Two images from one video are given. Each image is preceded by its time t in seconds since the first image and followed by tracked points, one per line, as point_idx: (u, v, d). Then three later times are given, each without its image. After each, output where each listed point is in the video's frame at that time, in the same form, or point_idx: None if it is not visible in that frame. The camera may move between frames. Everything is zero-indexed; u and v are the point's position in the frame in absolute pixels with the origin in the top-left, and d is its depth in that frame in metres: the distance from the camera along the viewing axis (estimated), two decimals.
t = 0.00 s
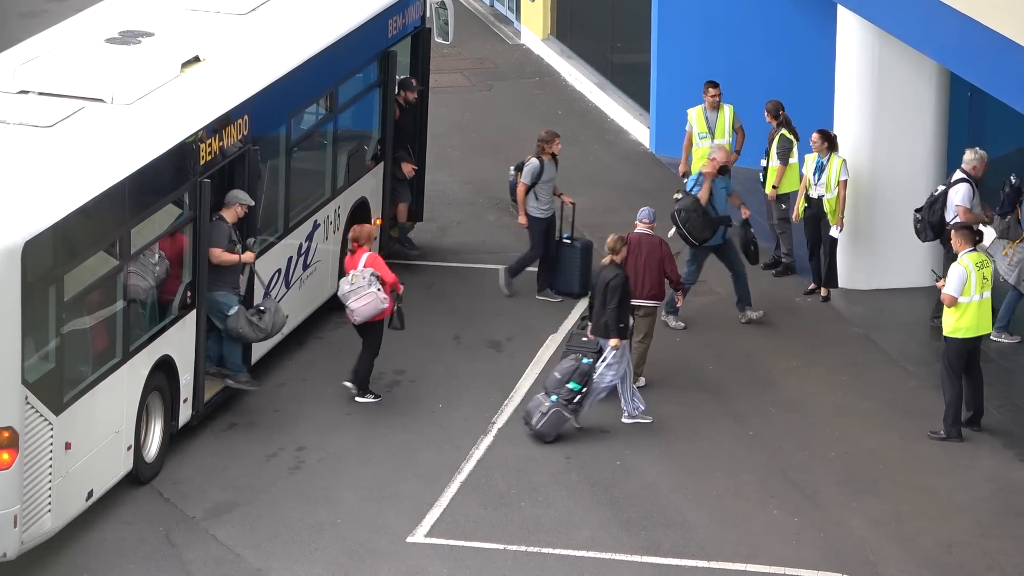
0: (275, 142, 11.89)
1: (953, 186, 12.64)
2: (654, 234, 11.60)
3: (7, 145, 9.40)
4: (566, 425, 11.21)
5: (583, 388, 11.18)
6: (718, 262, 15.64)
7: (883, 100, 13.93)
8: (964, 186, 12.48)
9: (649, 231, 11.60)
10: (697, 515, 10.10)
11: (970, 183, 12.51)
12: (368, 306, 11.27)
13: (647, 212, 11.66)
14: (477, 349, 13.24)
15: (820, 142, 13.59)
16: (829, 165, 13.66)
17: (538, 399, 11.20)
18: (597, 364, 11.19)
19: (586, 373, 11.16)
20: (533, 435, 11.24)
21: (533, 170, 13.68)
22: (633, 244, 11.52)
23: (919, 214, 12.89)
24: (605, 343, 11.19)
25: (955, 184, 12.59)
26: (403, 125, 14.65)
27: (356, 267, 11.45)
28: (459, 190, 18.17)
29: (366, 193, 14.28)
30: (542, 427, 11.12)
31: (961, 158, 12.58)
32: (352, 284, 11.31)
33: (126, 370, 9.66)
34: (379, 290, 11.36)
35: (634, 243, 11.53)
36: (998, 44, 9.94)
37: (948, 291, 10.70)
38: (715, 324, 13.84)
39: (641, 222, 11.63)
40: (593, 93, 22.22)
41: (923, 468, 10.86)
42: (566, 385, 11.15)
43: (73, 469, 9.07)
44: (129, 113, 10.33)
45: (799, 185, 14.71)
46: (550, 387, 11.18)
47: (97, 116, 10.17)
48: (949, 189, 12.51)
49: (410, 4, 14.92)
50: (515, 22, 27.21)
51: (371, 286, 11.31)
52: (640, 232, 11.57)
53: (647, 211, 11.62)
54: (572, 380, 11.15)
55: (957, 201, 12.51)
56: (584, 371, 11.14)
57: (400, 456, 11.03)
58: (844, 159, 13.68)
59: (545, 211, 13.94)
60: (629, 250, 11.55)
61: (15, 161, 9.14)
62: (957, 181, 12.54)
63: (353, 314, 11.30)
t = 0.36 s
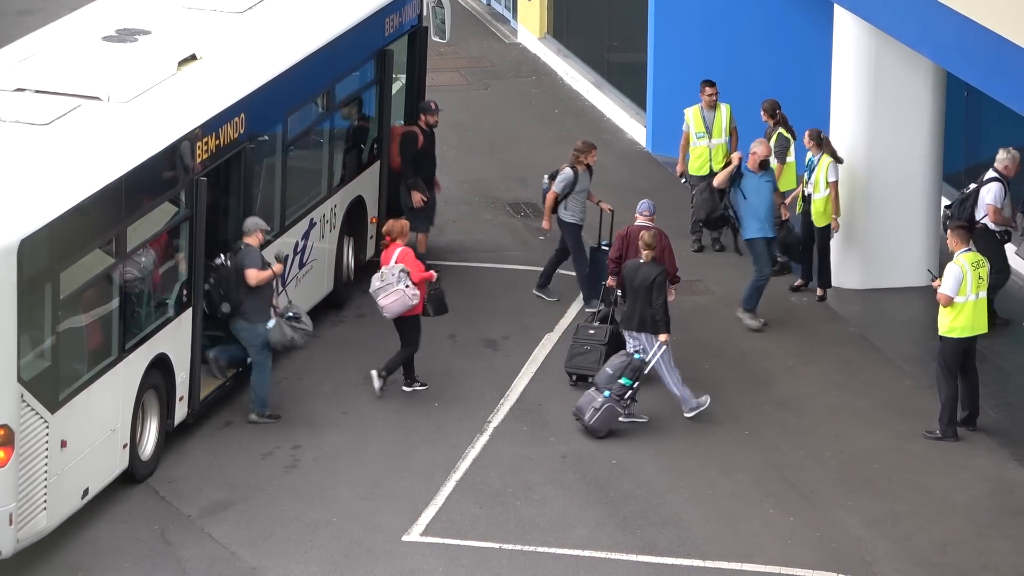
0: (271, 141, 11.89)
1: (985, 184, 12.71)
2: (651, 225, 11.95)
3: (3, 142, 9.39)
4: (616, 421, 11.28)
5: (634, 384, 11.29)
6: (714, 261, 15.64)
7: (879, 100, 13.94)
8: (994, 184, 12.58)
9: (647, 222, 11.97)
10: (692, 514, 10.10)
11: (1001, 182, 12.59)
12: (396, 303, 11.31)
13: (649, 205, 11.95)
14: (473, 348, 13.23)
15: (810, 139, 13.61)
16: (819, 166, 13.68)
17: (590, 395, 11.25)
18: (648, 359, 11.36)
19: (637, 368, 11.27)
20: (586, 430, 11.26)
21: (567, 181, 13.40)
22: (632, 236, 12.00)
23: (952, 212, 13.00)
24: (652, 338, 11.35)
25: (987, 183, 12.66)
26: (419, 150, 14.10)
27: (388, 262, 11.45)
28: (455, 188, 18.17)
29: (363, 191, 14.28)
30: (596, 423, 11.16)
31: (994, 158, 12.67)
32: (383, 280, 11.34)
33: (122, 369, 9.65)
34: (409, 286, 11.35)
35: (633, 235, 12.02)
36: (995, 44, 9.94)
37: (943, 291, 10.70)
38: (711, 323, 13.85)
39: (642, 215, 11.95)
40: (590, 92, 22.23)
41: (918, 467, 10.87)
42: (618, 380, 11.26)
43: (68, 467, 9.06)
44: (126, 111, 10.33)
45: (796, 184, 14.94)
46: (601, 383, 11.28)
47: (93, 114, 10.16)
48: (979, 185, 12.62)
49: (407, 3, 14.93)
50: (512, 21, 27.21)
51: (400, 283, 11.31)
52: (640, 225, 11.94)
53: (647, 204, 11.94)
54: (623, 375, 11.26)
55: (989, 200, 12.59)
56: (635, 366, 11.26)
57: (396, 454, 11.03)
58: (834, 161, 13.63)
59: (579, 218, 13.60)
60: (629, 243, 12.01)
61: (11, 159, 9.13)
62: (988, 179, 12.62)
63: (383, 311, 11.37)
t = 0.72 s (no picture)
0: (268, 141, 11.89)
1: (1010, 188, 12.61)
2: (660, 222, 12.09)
3: None
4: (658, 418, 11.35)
5: (674, 381, 11.34)
6: (712, 262, 15.64)
7: (875, 100, 13.94)
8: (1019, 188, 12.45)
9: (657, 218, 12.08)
10: (690, 515, 10.10)
11: None
12: (421, 299, 11.41)
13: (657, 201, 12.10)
14: (470, 348, 13.22)
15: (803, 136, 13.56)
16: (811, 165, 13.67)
17: (632, 392, 11.33)
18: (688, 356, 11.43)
19: (678, 365, 11.34)
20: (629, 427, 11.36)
21: (611, 186, 12.92)
22: (641, 232, 12.04)
23: (976, 217, 12.90)
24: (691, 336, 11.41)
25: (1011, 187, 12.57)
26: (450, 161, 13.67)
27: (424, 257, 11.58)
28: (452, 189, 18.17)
29: (360, 192, 14.28)
30: (639, 420, 11.25)
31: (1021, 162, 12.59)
32: (413, 276, 11.47)
33: (119, 369, 9.65)
34: (436, 284, 11.42)
35: (642, 231, 12.04)
36: (992, 44, 9.95)
37: (941, 292, 10.71)
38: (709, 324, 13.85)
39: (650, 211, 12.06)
40: (587, 93, 22.22)
41: (916, 468, 10.87)
42: (659, 377, 11.30)
43: (65, 467, 9.06)
44: (122, 111, 10.32)
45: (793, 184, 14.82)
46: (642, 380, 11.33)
47: (90, 114, 10.15)
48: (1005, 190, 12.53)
49: (404, 3, 14.92)
50: (509, 22, 27.22)
51: (428, 280, 11.41)
52: (649, 221, 12.05)
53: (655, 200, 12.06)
54: (664, 373, 11.31)
55: (1014, 204, 12.51)
56: (676, 363, 11.33)
57: (394, 455, 11.02)
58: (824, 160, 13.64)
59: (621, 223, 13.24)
60: (638, 239, 12.06)
61: (8, 159, 9.13)
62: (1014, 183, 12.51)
63: (411, 306, 11.50)
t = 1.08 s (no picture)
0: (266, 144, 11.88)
1: None
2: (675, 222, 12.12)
3: None
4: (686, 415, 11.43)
5: (699, 378, 11.38)
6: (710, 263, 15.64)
7: (873, 102, 13.95)
8: None
9: (670, 218, 12.11)
10: (688, 517, 10.10)
11: None
12: (464, 295, 11.46)
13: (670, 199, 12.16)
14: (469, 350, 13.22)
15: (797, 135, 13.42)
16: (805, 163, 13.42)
17: (658, 392, 11.38)
18: (709, 352, 11.50)
19: (702, 363, 11.39)
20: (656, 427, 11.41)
21: (653, 192, 13.05)
22: (655, 231, 12.08)
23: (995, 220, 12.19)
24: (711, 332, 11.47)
25: None
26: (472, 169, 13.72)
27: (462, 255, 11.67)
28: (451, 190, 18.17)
29: (358, 193, 14.28)
30: (667, 419, 11.31)
31: None
32: (453, 273, 11.55)
33: (117, 370, 9.65)
34: (478, 280, 11.51)
35: (656, 230, 12.09)
36: (991, 46, 9.95)
37: (940, 293, 10.71)
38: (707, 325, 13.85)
39: (664, 210, 12.11)
40: (586, 94, 22.22)
41: (914, 470, 10.87)
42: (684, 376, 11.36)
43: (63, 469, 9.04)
44: (121, 113, 10.32)
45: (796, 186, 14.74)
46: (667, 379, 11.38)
47: (88, 116, 10.15)
48: None
49: (402, 5, 14.92)
50: (507, 23, 27.21)
51: (468, 276, 11.49)
52: (663, 220, 12.10)
53: (669, 199, 12.11)
54: (689, 371, 11.36)
55: None
56: (700, 361, 11.38)
57: (392, 456, 11.02)
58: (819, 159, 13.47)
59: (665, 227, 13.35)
60: (652, 238, 12.10)
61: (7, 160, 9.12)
62: None
63: (452, 304, 11.52)
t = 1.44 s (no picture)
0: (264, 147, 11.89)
1: None
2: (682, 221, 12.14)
3: None
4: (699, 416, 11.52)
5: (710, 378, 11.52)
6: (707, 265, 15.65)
7: (870, 104, 13.97)
8: None
9: (679, 217, 12.16)
10: (685, 519, 10.11)
11: None
12: (492, 297, 11.69)
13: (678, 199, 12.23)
14: (466, 352, 13.22)
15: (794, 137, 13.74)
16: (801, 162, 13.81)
17: (672, 393, 11.44)
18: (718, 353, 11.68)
19: (713, 363, 11.55)
20: (670, 427, 11.47)
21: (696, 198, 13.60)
22: (662, 230, 12.12)
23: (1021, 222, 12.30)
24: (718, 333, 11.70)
25: None
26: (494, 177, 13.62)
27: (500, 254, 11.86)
28: (448, 193, 18.17)
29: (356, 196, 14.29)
30: (683, 418, 11.38)
31: None
32: (487, 274, 11.79)
33: (114, 373, 9.65)
34: (507, 282, 11.70)
35: (663, 229, 12.12)
36: (988, 49, 9.94)
37: (937, 295, 10.72)
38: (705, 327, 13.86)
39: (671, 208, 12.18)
40: (583, 96, 22.23)
41: (910, 472, 10.88)
42: (697, 375, 11.46)
43: (60, 471, 9.03)
44: (119, 115, 10.30)
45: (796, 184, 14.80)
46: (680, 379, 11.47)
47: (86, 118, 10.13)
48: None
49: (400, 7, 14.91)
50: (504, 25, 27.21)
51: (501, 278, 11.70)
52: (670, 220, 12.15)
53: (678, 199, 12.17)
54: (701, 370, 11.49)
55: None
56: (711, 361, 11.52)
57: (389, 458, 11.02)
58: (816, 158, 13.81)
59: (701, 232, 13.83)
60: (658, 237, 12.14)
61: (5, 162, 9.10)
62: None
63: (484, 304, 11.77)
